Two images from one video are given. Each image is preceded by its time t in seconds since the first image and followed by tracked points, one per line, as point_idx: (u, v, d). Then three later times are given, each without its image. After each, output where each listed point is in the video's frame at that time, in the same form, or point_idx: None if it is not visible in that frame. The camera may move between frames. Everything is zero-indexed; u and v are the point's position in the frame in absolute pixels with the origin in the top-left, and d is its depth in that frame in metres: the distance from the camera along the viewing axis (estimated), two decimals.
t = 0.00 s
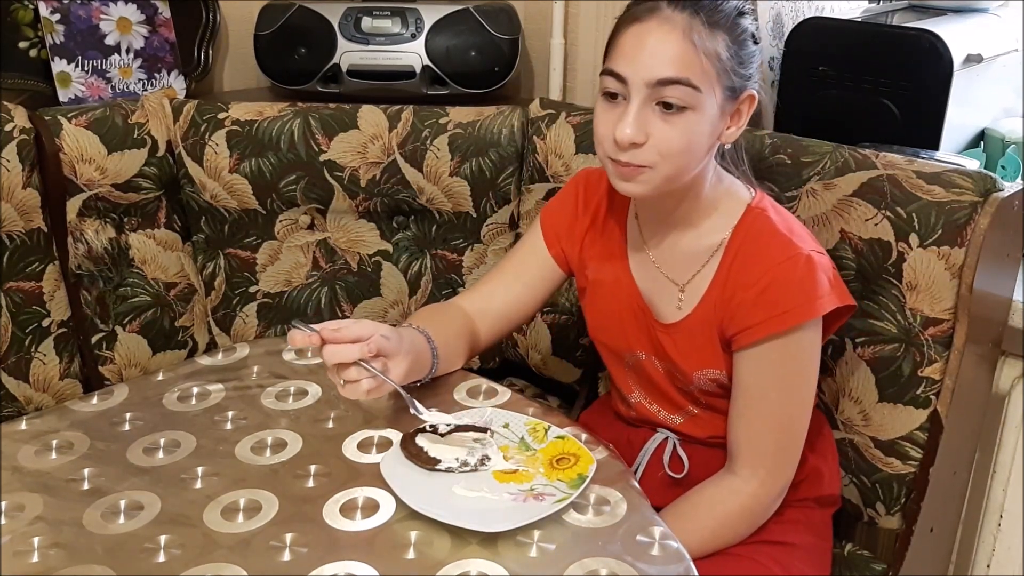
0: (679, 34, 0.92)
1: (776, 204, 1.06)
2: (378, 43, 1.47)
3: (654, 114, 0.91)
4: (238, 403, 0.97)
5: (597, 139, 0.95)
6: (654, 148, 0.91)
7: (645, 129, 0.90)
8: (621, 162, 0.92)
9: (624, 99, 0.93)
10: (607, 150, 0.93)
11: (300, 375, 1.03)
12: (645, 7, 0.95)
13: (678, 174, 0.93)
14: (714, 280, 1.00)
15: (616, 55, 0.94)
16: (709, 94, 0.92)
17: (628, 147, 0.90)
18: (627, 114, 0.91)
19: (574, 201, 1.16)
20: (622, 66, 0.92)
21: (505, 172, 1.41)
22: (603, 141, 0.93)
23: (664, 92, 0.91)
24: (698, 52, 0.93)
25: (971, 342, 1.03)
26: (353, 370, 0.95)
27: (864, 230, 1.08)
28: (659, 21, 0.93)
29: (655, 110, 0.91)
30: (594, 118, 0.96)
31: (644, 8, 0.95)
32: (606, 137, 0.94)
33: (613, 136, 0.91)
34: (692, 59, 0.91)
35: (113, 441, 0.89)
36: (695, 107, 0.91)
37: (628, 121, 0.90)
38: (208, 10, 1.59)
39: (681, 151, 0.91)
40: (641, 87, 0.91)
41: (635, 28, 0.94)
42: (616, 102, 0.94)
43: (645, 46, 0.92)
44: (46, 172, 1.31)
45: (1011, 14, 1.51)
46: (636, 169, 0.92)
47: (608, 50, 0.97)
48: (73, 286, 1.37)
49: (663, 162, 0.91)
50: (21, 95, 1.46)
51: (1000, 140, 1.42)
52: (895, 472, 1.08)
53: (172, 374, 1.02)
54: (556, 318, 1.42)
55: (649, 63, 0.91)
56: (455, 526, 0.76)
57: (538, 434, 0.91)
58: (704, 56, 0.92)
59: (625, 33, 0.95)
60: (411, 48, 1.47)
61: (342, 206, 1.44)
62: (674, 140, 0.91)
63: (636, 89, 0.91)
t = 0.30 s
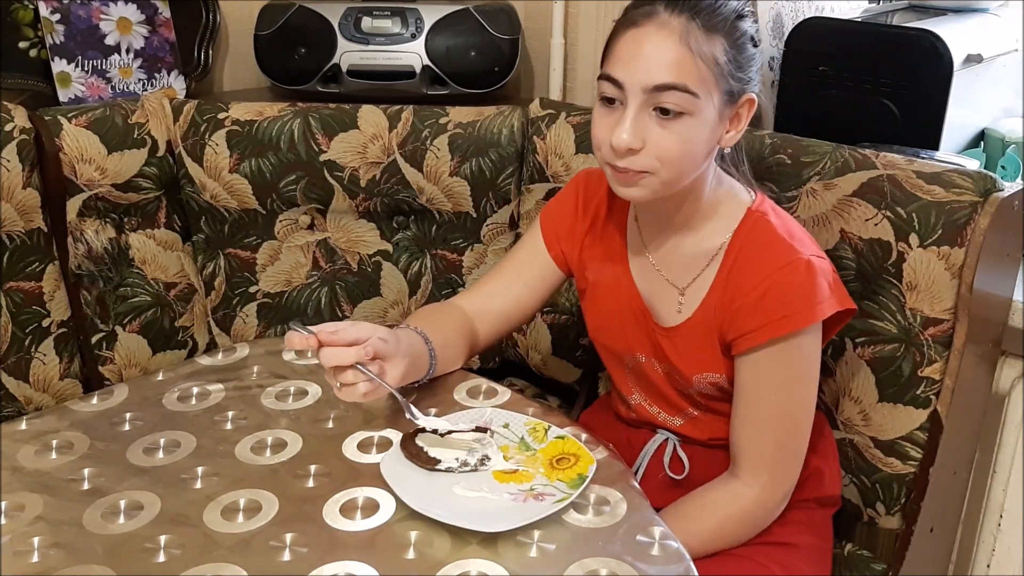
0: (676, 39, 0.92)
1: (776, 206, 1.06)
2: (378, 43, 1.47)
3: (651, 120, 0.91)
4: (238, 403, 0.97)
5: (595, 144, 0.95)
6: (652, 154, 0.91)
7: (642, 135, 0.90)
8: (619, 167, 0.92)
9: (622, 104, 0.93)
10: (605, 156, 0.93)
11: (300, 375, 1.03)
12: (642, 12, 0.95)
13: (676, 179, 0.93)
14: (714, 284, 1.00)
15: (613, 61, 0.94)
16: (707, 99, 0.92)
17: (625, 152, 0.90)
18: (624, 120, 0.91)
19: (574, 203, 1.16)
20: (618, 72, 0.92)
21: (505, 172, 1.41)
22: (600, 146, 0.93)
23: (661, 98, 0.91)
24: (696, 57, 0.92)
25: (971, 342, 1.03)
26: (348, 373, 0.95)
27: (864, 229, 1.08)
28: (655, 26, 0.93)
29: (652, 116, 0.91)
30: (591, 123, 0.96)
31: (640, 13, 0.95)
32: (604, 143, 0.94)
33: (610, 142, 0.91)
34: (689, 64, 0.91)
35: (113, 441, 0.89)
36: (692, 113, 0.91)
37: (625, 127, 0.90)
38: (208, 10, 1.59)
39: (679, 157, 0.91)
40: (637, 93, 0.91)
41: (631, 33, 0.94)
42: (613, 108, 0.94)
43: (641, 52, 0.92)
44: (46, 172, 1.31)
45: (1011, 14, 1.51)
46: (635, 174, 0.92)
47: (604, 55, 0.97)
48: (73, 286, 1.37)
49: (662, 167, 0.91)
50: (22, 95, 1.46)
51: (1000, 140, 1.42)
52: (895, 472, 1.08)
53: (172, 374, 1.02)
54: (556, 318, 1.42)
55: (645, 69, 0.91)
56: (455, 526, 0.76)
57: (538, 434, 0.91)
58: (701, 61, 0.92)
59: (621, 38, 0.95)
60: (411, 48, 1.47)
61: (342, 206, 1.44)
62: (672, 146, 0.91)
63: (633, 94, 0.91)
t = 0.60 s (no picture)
0: (675, 42, 0.92)
1: (776, 207, 1.06)
2: (378, 43, 1.47)
3: (649, 122, 0.91)
4: (238, 403, 0.97)
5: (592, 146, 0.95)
6: (650, 156, 0.91)
7: (640, 138, 0.90)
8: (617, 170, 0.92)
9: (620, 106, 0.93)
10: (603, 158, 0.93)
11: (300, 375, 1.03)
12: (641, 14, 0.95)
13: (673, 182, 0.93)
14: (713, 285, 1.00)
15: (611, 62, 0.94)
16: (704, 102, 0.92)
17: (622, 155, 0.91)
18: (622, 123, 0.91)
19: (573, 203, 1.16)
20: (617, 74, 0.92)
21: (505, 172, 1.41)
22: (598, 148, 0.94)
23: (659, 101, 0.91)
24: (694, 60, 0.92)
25: (971, 343, 1.03)
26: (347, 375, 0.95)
27: (864, 229, 1.08)
28: (653, 28, 0.93)
29: (650, 119, 0.91)
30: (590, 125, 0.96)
31: (639, 15, 0.95)
32: (602, 145, 0.94)
33: (609, 144, 0.91)
34: (687, 67, 0.91)
35: (113, 441, 0.89)
36: (690, 116, 0.91)
37: (623, 130, 0.90)
38: (208, 10, 1.59)
39: (677, 160, 0.91)
40: (635, 95, 0.91)
41: (630, 35, 0.93)
42: (611, 110, 0.94)
43: (639, 54, 0.91)
44: (46, 172, 1.31)
45: (1011, 14, 1.51)
46: (633, 177, 0.92)
47: (603, 57, 0.96)
48: (73, 286, 1.36)
49: (659, 170, 0.92)
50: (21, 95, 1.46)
51: (1000, 140, 1.42)
52: (895, 472, 1.08)
53: (172, 375, 1.02)
54: (556, 318, 1.42)
55: (643, 71, 0.91)
56: (455, 526, 0.76)
57: (538, 434, 0.91)
58: (700, 64, 0.92)
59: (619, 40, 0.95)
60: (411, 48, 1.47)
61: (342, 206, 1.44)
62: (670, 148, 0.91)
63: (631, 97, 0.91)
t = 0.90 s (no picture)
0: (667, 54, 0.91)
1: (776, 206, 1.06)
2: (378, 43, 1.47)
3: (644, 135, 0.91)
4: (238, 403, 0.97)
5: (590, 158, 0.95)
6: (645, 169, 0.91)
7: (635, 152, 0.91)
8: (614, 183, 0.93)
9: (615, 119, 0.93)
10: (600, 170, 0.94)
11: (300, 375, 1.03)
12: (633, 26, 0.94)
13: (670, 192, 0.94)
14: (714, 284, 1.00)
15: (605, 75, 0.94)
16: (698, 113, 0.92)
17: (618, 169, 0.91)
18: (616, 138, 0.91)
19: (572, 203, 1.16)
20: (610, 88, 0.92)
21: (505, 172, 1.41)
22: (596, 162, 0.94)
23: (653, 116, 0.90)
24: (688, 72, 0.91)
25: (971, 343, 1.03)
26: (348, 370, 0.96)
27: (864, 229, 1.08)
28: (645, 42, 0.92)
29: (644, 133, 0.91)
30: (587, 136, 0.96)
31: (632, 27, 0.94)
32: (598, 157, 0.94)
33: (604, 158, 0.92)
34: (680, 80, 0.91)
35: (113, 441, 0.89)
36: (684, 129, 0.91)
37: (617, 145, 0.90)
38: (208, 10, 1.59)
39: (672, 171, 0.92)
40: (628, 110, 0.91)
41: (622, 48, 0.93)
42: (607, 123, 0.94)
43: (632, 68, 0.91)
44: (46, 172, 1.31)
45: (1011, 14, 1.51)
46: (630, 189, 0.93)
47: (597, 68, 0.96)
48: (73, 286, 1.37)
49: (655, 182, 0.92)
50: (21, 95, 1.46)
51: (1000, 140, 1.42)
52: (895, 472, 1.08)
53: (172, 375, 1.02)
54: (556, 318, 1.42)
55: (636, 86, 0.90)
56: (455, 526, 0.76)
57: (538, 434, 0.91)
58: (693, 76, 0.92)
59: (612, 52, 0.94)
60: (411, 48, 1.47)
61: (342, 206, 1.44)
62: (664, 162, 0.91)
63: (625, 111, 0.91)
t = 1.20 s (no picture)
0: (662, 65, 0.91)
1: (773, 207, 1.06)
2: (378, 43, 1.47)
3: (638, 146, 0.91)
4: (238, 403, 0.97)
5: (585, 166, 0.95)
6: (639, 177, 0.91)
7: (629, 161, 0.91)
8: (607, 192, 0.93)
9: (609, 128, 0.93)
10: (595, 178, 0.94)
11: (300, 375, 1.03)
12: (628, 35, 0.94)
13: (664, 200, 0.94)
14: (712, 285, 1.00)
15: (599, 84, 0.94)
16: (693, 123, 0.92)
17: (611, 178, 0.91)
18: (610, 148, 0.91)
19: (568, 205, 1.16)
20: (604, 97, 0.92)
21: (505, 172, 1.41)
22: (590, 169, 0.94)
23: (646, 127, 0.90)
24: (682, 83, 0.91)
25: (971, 342, 1.03)
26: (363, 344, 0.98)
27: (864, 229, 1.08)
28: (639, 52, 0.92)
29: (638, 143, 0.91)
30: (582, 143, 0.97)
31: (627, 36, 0.94)
32: (593, 165, 0.94)
33: (599, 167, 0.92)
34: (674, 92, 0.91)
35: (113, 441, 0.89)
36: (678, 139, 0.91)
37: (611, 154, 0.91)
38: (208, 10, 1.59)
39: (666, 181, 0.92)
40: (621, 121, 0.91)
41: (617, 58, 0.93)
42: (601, 131, 0.94)
43: (626, 79, 0.91)
44: (46, 172, 1.31)
45: (1011, 14, 1.51)
46: (624, 197, 0.94)
47: (591, 76, 0.96)
48: (73, 286, 1.37)
49: (649, 191, 0.93)
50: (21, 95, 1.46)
51: (1000, 140, 1.42)
52: (895, 472, 1.08)
53: (172, 374, 1.02)
54: (556, 318, 1.42)
55: (629, 96, 0.90)
56: (455, 526, 0.76)
57: (538, 434, 0.91)
58: (687, 86, 0.91)
59: (607, 61, 0.94)
60: (411, 48, 1.47)
61: (342, 206, 1.44)
62: (658, 171, 0.91)
63: (618, 122, 0.91)
